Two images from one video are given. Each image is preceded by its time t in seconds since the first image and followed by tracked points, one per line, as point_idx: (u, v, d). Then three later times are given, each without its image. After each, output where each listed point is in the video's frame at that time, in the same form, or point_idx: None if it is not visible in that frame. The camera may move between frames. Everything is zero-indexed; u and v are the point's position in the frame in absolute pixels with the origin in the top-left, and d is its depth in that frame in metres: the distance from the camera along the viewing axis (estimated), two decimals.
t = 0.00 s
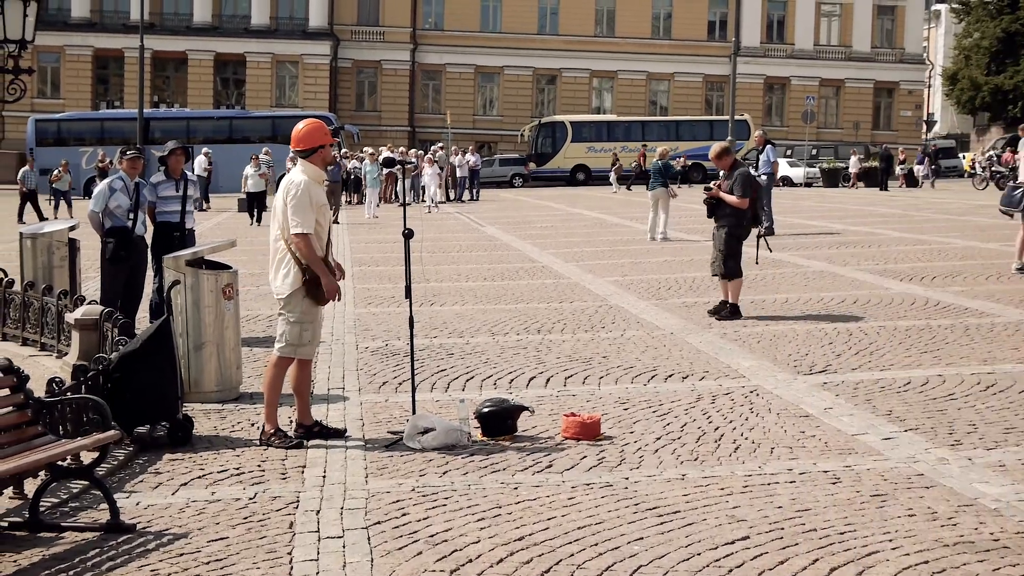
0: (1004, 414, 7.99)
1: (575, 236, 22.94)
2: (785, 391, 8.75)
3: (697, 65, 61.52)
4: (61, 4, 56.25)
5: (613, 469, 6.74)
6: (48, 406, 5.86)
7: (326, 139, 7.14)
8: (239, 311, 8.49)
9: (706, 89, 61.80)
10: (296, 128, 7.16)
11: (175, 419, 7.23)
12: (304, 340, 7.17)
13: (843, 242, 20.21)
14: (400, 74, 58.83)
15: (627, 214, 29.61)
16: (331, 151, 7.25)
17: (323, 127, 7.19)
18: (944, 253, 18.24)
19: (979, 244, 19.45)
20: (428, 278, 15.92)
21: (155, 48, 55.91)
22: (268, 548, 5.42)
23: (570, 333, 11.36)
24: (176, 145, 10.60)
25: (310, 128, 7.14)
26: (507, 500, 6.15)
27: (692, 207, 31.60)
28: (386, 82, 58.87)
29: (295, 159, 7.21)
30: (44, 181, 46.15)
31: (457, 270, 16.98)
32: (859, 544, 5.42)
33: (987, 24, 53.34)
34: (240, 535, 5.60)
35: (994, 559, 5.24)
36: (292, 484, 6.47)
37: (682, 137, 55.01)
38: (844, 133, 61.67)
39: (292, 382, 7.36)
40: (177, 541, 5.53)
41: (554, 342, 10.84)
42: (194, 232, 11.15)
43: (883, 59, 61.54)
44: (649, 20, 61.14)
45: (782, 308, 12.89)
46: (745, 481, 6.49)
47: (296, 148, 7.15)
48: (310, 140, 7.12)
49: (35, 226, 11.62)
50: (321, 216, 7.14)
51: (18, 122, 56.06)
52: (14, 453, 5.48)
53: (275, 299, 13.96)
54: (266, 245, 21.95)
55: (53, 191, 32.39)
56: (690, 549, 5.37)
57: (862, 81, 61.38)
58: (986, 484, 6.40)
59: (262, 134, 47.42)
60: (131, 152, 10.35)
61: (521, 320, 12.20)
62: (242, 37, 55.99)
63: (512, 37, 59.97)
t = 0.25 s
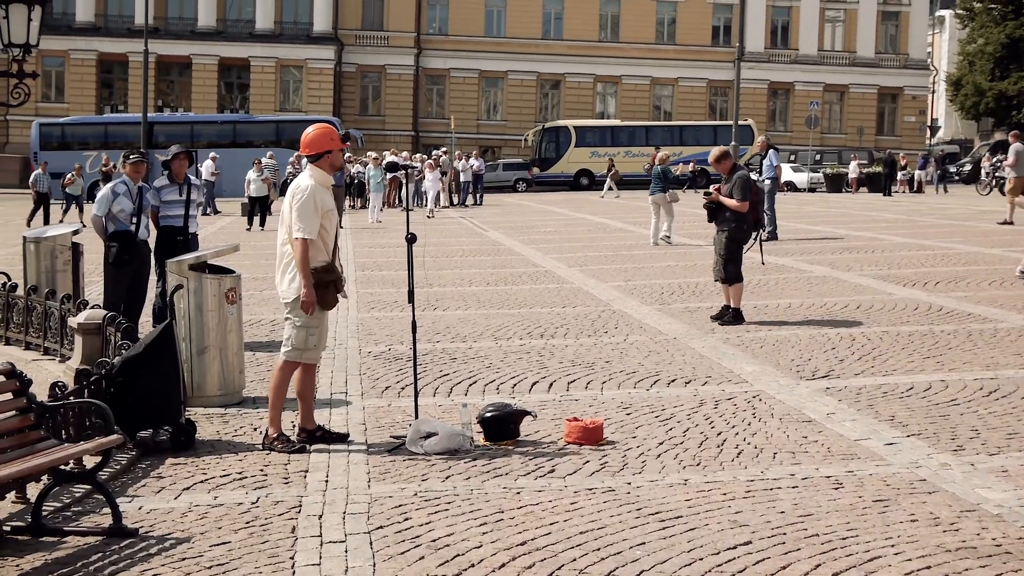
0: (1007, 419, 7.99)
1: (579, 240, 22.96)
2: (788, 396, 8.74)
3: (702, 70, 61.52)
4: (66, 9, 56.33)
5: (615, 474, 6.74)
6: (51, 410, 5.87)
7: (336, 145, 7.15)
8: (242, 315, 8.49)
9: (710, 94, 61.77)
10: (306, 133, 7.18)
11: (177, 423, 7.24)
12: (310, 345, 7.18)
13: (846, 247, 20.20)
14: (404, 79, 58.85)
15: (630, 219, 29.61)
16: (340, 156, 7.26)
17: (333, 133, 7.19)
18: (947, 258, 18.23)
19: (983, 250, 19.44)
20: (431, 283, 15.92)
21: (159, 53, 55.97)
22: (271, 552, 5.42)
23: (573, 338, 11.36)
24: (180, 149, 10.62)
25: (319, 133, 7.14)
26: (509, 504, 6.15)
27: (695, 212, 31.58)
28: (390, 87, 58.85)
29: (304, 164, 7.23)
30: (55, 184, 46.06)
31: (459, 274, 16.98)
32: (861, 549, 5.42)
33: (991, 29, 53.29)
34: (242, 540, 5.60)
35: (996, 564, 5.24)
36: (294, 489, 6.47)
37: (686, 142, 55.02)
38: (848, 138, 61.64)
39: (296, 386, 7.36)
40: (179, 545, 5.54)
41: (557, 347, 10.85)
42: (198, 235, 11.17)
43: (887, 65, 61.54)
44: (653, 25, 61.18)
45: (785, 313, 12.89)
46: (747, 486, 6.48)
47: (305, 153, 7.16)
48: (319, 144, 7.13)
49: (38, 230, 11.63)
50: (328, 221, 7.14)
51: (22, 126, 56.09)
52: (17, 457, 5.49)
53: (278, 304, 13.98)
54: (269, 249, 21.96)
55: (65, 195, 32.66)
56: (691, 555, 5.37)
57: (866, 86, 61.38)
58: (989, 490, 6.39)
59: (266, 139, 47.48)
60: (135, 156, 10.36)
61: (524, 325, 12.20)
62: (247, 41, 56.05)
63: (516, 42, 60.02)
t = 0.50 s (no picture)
0: (1004, 422, 7.99)
1: (576, 243, 22.98)
2: (786, 399, 8.75)
3: (700, 74, 61.56)
4: (64, 12, 56.37)
5: (613, 477, 6.74)
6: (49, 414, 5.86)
7: (339, 149, 7.17)
8: (240, 318, 8.50)
9: (709, 98, 61.89)
10: (310, 136, 7.19)
11: (175, 427, 7.25)
12: (309, 348, 7.18)
13: (844, 250, 20.21)
14: (403, 82, 58.87)
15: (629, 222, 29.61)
16: (344, 161, 7.27)
17: (337, 137, 7.20)
18: (945, 261, 18.24)
19: (981, 253, 19.45)
20: (429, 286, 15.93)
21: (158, 56, 56.03)
22: (268, 555, 5.43)
23: (571, 341, 11.37)
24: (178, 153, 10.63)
25: (323, 137, 7.16)
26: (507, 507, 6.15)
27: (693, 215, 31.58)
28: (389, 90, 58.87)
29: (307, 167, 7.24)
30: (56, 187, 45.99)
31: (457, 277, 16.98)
32: (859, 552, 5.43)
33: (989, 33, 53.31)
34: (240, 543, 5.61)
35: (993, 566, 5.24)
36: (292, 492, 6.48)
37: (685, 145, 55.07)
38: (846, 141, 61.69)
39: (295, 390, 7.36)
40: (177, 548, 5.54)
41: (555, 350, 10.85)
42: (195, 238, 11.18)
43: (885, 68, 61.60)
44: (652, 29, 61.23)
45: (783, 316, 12.90)
46: (745, 489, 6.49)
47: (309, 157, 7.17)
48: (323, 148, 7.14)
49: (36, 233, 11.63)
50: (329, 225, 7.15)
51: (19, 129, 56.06)
52: (15, 460, 5.48)
53: (276, 307, 13.97)
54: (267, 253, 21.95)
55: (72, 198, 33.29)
56: (689, 557, 5.38)
57: (864, 90, 61.44)
58: (985, 492, 6.40)
59: (264, 142, 47.48)
60: (133, 159, 10.37)
61: (522, 328, 12.20)
62: (245, 44, 56.10)
63: (515, 45, 60.07)
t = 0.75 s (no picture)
0: (1001, 421, 8.00)
1: (574, 243, 22.99)
2: (783, 397, 8.76)
3: (697, 73, 61.61)
4: (61, 12, 56.35)
5: (610, 475, 6.75)
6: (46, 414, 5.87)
7: (336, 147, 7.15)
8: (237, 318, 8.50)
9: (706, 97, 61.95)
10: (307, 135, 7.17)
11: (172, 426, 7.24)
12: (308, 346, 7.18)
13: (841, 249, 20.22)
14: (401, 82, 58.90)
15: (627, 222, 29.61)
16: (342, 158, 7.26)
17: (334, 135, 7.18)
18: (942, 261, 18.25)
19: (978, 252, 19.46)
20: (427, 285, 15.94)
21: (155, 56, 56.06)
22: (265, 554, 5.43)
23: (568, 341, 11.37)
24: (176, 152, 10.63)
25: (319, 135, 7.13)
26: (504, 506, 6.16)
27: (690, 215, 31.59)
28: (386, 90, 58.90)
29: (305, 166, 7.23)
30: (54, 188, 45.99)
31: (454, 277, 16.99)
32: (856, 550, 5.43)
33: (987, 32, 53.30)
34: (237, 542, 5.60)
35: (990, 564, 5.25)
36: (290, 491, 6.48)
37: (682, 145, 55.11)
38: (844, 141, 61.76)
39: (293, 389, 7.36)
40: (174, 547, 5.54)
41: (552, 349, 10.85)
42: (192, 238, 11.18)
43: (883, 67, 61.64)
44: (649, 28, 61.25)
45: (780, 315, 12.91)
46: (742, 487, 6.49)
47: (306, 155, 7.16)
48: (320, 146, 7.13)
49: (33, 233, 11.64)
50: (327, 223, 7.14)
51: (17, 130, 56.02)
52: (12, 459, 5.49)
53: (274, 307, 13.97)
54: (264, 252, 21.95)
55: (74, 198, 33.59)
56: (686, 556, 5.38)
57: (862, 89, 61.48)
58: (982, 491, 6.41)
59: (261, 142, 47.45)
60: (129, 159, 10.36)
61: (520, 327, 12.20)
62: (242, 44, 56.11)
63: (512, 45, 60.07)
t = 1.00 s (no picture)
0: (997, 417, 8.01)
1: (570, 240, 22.97)
2: (779, 394, 8.77)
3: (694, 70, 61.63)
4: (57, 10, 56.28)
5: (606, 472, 6.75)
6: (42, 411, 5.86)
7: (329, 142, 7.14)
8: (233, 315, 8.51)
9: (703, 94, 61.97)
10: (300, 131, 7.17)
11: (169, 424, 7.24)
12: (306, 343, 7.17)
13: (837, 246, 20.22)
14: (397, 79, 58.89)
15: (623, 219, 29.61)
16: (336, 154, 7.26)
17: (327, 131, 7.18)
18: (938, 257, 18.25)
19: (974, 249, 19.46)
20: (423, 283, 15.93)
21: (152, 54, 56.00)
22: (261, 551, 5.43)
23: (564, 337, 11.36)
24: (172, 150, 10.61)
25: (313, 131, 7.12)
26: (501, 503, 6.15)
27: (687, 212, 31.56)
28: (383, 87, 58.91)
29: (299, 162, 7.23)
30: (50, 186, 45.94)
31: (451, 274, 16.98)
32: (852, 547, 5.43)
33: (983, 28, 53.27)
34: (233, 539, 5.60)
35: (986, 561, 5.25)
36: (286, 488, 6.47)
37: (679, 141, 55.09)
38: (840, 137, 61.82)
39: (290, 386, 7.36)
40: (171, 544, 5.54)
41: (549, 346, 10.85)
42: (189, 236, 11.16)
43: (879, 64, 61.67)
44: (646, 25, 61.22)
45: (777, 312, 12.91)
46: (738, 484, 6.50)
47: (299, 151, 7.16)
48: (313, 142, 7.12)
49: (29, 231, 11.63)
50: (321, 218, 7.14)
51: (13, 128, 55.95)
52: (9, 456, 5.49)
53: (271, 304, 13.97)
54: (261, 250, 21.95)
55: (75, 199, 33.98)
56: (682, 552, 5.38)
57: (859, 86, 61.49)
58: (979, 487, 6.41)
59: (258, 139, 47.31)
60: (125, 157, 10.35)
61: (517, 324, 12.19)
62: (239, 42, 56.05)
63: (509, 42, 60.02)
